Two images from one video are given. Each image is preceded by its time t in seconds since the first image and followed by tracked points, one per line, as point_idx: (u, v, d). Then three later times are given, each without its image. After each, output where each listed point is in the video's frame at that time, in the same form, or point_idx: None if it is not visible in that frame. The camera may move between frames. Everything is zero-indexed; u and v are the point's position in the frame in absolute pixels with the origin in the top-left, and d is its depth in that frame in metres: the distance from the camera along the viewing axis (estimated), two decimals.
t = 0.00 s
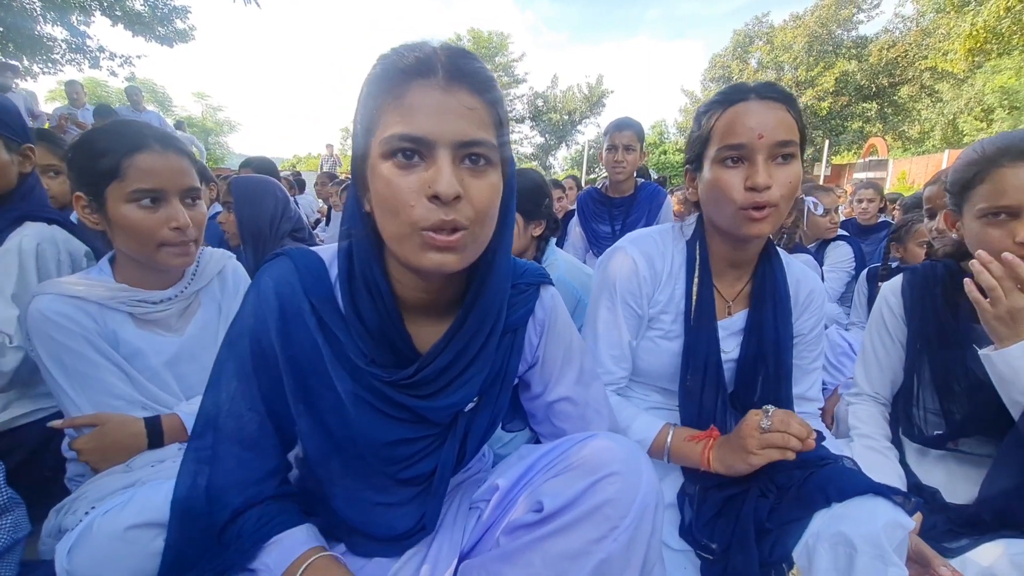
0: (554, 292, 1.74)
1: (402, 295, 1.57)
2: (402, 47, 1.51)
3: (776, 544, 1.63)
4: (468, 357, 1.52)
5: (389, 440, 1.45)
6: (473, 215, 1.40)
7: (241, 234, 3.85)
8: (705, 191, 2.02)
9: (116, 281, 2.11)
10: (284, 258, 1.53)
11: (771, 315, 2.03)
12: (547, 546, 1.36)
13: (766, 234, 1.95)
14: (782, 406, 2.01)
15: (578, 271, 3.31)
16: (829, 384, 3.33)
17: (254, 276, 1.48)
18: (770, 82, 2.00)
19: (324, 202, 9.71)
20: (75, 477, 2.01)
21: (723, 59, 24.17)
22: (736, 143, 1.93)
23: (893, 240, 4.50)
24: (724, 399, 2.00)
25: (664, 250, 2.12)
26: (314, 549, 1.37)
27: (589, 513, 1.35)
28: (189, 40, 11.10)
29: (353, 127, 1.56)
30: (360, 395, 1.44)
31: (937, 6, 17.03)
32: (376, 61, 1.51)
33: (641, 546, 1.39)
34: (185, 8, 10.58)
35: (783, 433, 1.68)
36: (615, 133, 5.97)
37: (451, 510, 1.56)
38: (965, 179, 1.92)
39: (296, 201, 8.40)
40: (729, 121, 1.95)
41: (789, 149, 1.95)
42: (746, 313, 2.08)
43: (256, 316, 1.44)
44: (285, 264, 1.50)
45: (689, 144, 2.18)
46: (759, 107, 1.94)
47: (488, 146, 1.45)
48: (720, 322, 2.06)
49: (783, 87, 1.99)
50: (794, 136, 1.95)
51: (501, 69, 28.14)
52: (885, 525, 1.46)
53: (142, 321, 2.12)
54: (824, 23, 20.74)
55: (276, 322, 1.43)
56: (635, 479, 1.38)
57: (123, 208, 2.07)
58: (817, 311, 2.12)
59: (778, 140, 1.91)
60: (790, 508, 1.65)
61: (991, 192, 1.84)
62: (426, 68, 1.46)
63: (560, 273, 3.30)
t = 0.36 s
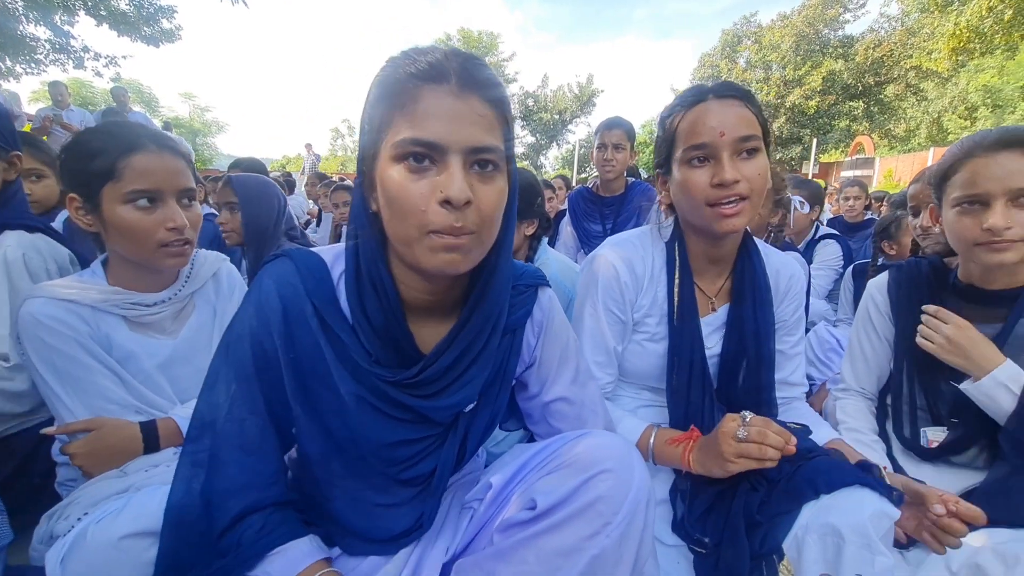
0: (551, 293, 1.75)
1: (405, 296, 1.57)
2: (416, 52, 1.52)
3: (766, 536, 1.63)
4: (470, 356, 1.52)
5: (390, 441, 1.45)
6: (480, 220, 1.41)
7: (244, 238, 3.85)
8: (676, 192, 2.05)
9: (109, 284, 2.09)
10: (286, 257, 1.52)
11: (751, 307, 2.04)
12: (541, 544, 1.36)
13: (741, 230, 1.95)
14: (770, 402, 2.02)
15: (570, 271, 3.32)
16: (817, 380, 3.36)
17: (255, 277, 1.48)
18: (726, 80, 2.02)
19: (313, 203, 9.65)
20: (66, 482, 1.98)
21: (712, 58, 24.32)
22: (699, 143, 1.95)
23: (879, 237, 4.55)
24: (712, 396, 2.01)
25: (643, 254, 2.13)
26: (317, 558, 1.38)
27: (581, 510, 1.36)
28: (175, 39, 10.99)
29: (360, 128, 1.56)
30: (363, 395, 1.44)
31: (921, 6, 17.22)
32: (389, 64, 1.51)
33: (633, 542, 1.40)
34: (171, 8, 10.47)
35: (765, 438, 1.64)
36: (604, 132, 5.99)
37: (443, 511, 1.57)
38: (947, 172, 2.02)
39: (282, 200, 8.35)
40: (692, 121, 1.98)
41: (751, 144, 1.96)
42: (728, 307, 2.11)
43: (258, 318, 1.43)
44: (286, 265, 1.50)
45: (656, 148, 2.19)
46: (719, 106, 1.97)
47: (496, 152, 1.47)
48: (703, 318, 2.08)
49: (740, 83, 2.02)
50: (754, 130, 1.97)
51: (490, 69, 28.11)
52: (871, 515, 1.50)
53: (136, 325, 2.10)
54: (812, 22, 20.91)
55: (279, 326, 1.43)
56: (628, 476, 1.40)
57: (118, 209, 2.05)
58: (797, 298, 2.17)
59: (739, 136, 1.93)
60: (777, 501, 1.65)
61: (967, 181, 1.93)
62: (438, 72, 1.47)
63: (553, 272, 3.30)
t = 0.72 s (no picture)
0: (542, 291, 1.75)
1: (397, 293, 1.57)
2: (422, 48, 1.52)
3: (759, 528, 1.64)
4: (459, 353, 1.52)
5: (380, 437, 1.45)
6: (473, 212, 1.41)
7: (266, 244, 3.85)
8: (661, 194, 2.06)
9: (106, 291, 2.08)
10: (275, 257, 1.52)
11: (735, 303, 2.05)
12: (533, 538, 1.36)
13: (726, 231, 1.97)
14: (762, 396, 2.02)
15: (563, 270, 3.34)
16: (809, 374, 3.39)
17: (246, 275, 1.48)
18: (709, 83, 2.03)
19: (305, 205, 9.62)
20: (63, 489, 1.97)
21: (703, 56, 24.40)
22: (683, 148, 1.96)
23: (869, 232, 4.58)
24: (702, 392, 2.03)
25: (633, 257, 2.13)
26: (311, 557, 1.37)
27: (573, 504, 1.36)
28: (164, 42, 10.92)
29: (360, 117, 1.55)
30: (352, 392, 1.44)
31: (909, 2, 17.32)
32: (395, 58, 1.52)
33: (624, 535, 1.40)
34: (159, 11, 10.42)
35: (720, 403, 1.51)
36: (595, 132, 6.02)
37: (438, 511, 1.55)
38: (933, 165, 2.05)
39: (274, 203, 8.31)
40: (676, 125, 1.98)
41: (735, 149, 1.97)
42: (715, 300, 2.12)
43: (246, 314, 1.43)
44: (275, 263, 1.50)
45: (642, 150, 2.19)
46: (703, 110, 1.97)
47: (496, 151, 1.47)
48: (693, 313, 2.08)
49: (722, 86, 2.03)
50: (738, 136, 1.97)
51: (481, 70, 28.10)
52: (861, 505, 1.58)
53: (134, 333, 2.09)
54: (801, 20, 21.01)
55: (268, 320, 1.43)
56: (617, 471, 1.40)
57: (116, 214, 2.04)
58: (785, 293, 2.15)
59: (723, 141, 1.94)
60: (770, 494, 1.66)
61: (953, 169, 1.95)
62: (447, 69, 1.47)
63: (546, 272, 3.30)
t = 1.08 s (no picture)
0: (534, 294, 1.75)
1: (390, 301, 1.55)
2: (410, 55, 1.51)
3: (745, 522, 1.63)
4: (452, 360, 1.52)
5: (371, 445, 1.44)
6: (462, 227, 1.41)
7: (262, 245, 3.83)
8: (644, 192, 2.06)
9: (94, 294, 2.05)
10: (264, 263, 1.49)
11: (714, 299, 2.05)
12: (527, 538, 1.36)
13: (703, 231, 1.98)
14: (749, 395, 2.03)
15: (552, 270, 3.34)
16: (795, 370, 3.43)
17: (235, 283, 1.44)
18: (698, 82, 2.02)
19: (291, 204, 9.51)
20: (52, 493, 1.94)
21: (690, 55, 24.53)
22: (665, 147, 1.97)
23: (853, 229, 4.62)
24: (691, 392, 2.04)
25: (612, 254, 2.15)
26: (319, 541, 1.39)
27: (566, 504, 1.36)
28: (146, 40, 10.76)
29: (351, 122, 1.53)
30: (344, 399, 1.42)
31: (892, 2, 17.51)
32: (383, 64, 1.50)
33: (617, 534, 1.41)
34: (141, 8, 10.26)
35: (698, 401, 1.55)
36: (582, 131, 6.05)
37: (430, 510, 1.57)
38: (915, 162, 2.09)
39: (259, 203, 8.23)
40: (661, 123, 1.98)
41: (718, 150, 1.97)
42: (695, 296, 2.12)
43: (237, 321, 1.39)
44: (265, 269, 1.47)
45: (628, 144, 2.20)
46: (687, 108, 1.97)
47: (485, 163, 1.47)
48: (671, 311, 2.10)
49: (711, 86, 2.02)
50: (722, 137, 1.97)
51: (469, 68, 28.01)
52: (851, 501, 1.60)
53: (122, 335, 2.06)
54: (786, 19, 21.17)
55: (260, 328, 1.39)
56: (610, 471, 1.41)
57: (105, 217, 2.00)
58: (762, 284, 2.12)
59: (705, 142, 1.94)
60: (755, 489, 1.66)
61: (934, 165, 1.98)
62: (436, 79, 1.46)
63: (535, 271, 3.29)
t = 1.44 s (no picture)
0: (525, 297, 1.75)
1: (382, 305, 1.53)
2: (399, 60, 1.49)
3: (732, 523, 1.64)
4: (443, 362, 1.51)
5: (363, 450, 1.42)
6: (456, 232, 1.41)
7: (250, 248, 3.80)
8: (629, 194, 2.06)
9: (83, 299, 2.02)
10: (256, 269, 1.47)
11: (702, 300, 2.04)
12: (519, 537, 1.36)
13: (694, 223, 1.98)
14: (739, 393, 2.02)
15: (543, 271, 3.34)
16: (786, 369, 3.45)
17: (224, 291, 1.42)
18: (668, 82, 2.03)
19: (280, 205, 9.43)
20: (39, 499, 1.90)
21: (680, 55, 24.65)
22: (646, 148, 1.97)
23: (840, 229, 4.66)
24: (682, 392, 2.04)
25: (604, 257, 2.13)
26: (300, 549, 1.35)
27: (557, 503, 1.36)
28: (133, 39, 10.64)
29: (338, 131, 1.51)
30: (337, 405, 1.40)
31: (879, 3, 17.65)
32: (372, 70, 1.48)
33: (607, 533, 1.41)
34: (128, 7, 10.14)
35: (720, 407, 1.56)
36: (574, 132, 6.06)
37: (422, 511, 1.55)
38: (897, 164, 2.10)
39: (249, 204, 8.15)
40: (638, 128, 1.99)
41: (697, 146, 1.98)
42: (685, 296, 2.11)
43: (228, 328, 1.37)
44: (256, 275, 1.44)
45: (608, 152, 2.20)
46: (663, 110, 1.98)
47: (477, 169, 1.46)
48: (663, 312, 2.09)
49: (683, 86, 2.03)
50: (700, 134, 1.98)
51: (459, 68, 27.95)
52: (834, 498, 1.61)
53: (112, 340, 2.03)
54: (774, 20, 21.31)
55: (251, 335, 1.37)
56: (601, 470, 1.41)
57: (93, 221, 1.97)
58: (751, 284, 2.12)
59: (684, 140, 1.95)
60: (743, 489, 1.67)
61: (916, 167, 1.99)
62: (427, 85, 1.44)
63: (526, 273, 3.27)
